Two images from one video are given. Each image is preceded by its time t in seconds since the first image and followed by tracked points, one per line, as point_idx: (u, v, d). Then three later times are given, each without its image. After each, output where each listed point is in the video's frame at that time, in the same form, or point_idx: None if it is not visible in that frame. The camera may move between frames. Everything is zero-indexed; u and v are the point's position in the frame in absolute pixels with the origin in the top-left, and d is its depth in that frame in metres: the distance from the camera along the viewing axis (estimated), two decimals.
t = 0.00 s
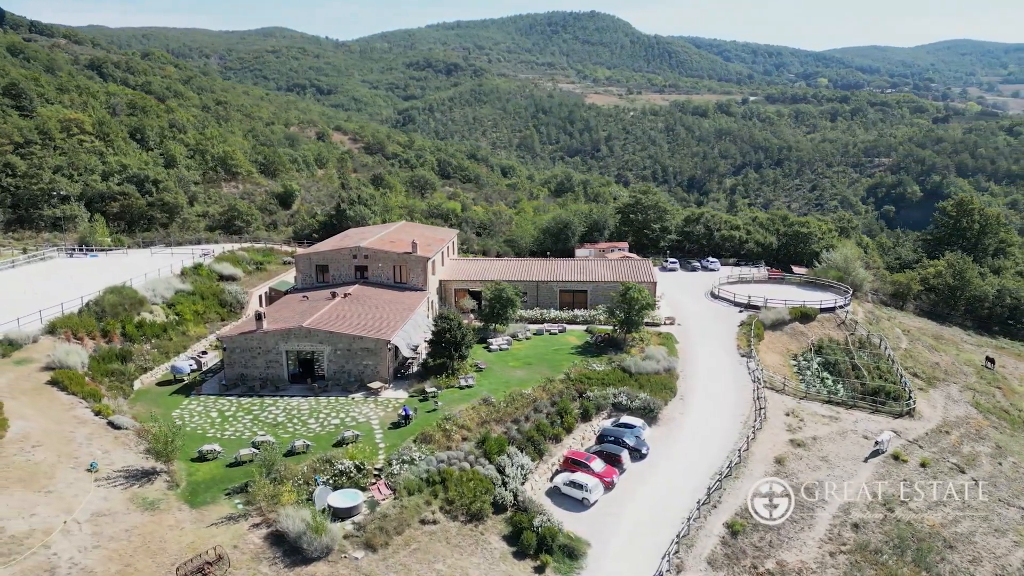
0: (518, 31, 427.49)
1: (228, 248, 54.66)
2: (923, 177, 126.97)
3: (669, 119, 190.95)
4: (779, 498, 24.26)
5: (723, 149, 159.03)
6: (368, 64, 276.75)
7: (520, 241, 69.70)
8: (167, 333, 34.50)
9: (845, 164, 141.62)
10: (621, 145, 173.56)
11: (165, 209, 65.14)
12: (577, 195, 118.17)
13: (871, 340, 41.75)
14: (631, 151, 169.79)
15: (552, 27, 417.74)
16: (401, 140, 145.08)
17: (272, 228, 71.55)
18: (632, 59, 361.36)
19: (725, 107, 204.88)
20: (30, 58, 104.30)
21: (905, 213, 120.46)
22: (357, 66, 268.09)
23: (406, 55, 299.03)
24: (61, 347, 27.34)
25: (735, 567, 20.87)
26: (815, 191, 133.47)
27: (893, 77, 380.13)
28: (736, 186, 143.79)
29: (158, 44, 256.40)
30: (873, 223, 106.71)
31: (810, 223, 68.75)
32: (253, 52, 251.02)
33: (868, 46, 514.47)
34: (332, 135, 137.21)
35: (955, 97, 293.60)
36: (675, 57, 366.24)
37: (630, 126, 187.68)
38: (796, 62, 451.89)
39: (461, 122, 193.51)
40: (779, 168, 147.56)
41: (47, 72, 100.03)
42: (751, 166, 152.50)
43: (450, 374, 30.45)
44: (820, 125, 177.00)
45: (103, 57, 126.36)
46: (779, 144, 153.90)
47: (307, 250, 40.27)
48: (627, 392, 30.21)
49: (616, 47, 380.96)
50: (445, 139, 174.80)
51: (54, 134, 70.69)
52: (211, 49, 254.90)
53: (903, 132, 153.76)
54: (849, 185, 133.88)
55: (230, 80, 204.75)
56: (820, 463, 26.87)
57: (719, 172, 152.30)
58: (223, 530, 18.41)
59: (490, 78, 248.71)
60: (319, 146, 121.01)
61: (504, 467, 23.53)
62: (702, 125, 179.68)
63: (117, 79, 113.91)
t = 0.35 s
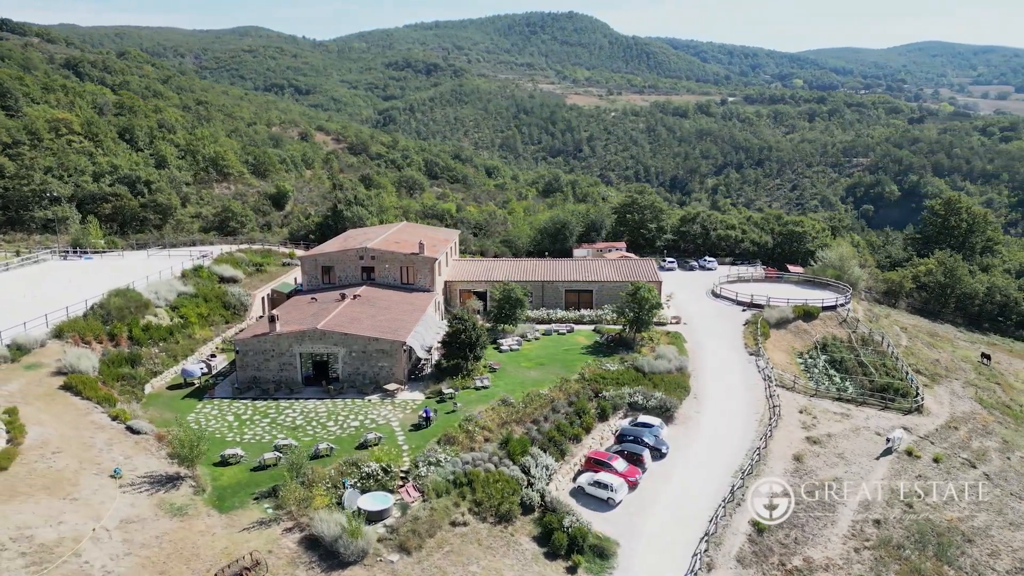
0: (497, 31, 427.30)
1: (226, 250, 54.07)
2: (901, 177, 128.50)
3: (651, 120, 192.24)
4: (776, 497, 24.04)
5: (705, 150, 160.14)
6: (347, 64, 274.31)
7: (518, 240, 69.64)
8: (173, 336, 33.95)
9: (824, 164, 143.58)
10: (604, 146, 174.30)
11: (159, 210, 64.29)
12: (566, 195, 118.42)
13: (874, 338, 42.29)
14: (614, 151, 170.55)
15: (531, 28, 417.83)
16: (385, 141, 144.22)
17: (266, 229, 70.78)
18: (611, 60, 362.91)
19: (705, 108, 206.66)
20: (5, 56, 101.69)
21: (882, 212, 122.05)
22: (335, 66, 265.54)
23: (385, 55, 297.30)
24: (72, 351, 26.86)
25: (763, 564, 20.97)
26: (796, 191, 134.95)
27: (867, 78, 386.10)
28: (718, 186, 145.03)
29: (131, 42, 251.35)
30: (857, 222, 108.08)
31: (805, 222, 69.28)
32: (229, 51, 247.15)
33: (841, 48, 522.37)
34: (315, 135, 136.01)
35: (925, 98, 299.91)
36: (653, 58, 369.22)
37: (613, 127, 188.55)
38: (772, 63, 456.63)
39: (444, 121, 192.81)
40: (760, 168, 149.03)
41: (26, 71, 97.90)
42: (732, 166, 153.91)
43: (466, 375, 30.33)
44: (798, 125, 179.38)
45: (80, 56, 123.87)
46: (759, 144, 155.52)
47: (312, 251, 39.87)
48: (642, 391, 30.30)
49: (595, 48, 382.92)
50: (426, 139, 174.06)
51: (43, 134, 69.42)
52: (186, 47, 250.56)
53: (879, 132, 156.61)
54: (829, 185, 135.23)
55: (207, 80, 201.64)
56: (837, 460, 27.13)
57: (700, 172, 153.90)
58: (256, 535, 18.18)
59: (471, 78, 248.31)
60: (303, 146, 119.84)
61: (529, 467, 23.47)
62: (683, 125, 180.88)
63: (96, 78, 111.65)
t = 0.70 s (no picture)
0: (475, 31, 426.34)
1: (225, 252, 53.51)
2: (879, 177, 130.14)
3: (633, 121, 193.28)
4: (776, 496, 23.85)
5: (687, 150, 161.11)
6: (325, 64, 271.78)
7: (515, 240, 69.52)
8: (180, 339, 33.46)
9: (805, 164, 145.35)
10: (586, 146, 175.06)
11: (153, 211, 63.38)
12: (554, 196, 118.65)
13: (876, 335, 42.81)
14: (597, 152, 171.49)
15: (510, 28, 417.62)
16: (369, 141, 143.32)
17: (261, 230, 70.03)
18: (590, 61, 364.37)
19: (685, 108, 208.28)
20: None
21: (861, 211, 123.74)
22: (313, 66, 262.83)
23: (363, 55, 295.03)
24: (84, 355, 26.42)
25: (791, 561, 21.12)
26: (778, 191, 136.42)
27: (841, 80, 392.17)
28: (700, 186, 146.18)
29: (104, 40, 246.29)
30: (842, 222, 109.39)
31: (799, 222, 69.80)
32: (205, 50, 243.14)
33: (816, 50, 529.49)
34: (299, 136, 134.77)
35: (896, 99, 305.85)
36: (631, 59, 371.61)
37: (596, 128, 189.11)
38: (747, 63, 461.03)
39: (427, 121, 192.02)
40: (741, 168, 150.39)
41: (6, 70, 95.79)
42: (714, 166, 155.25)
43: (481, 376, 30.27)
44: (777, 125, 181.59)
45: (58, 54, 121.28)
46: (740, 144, 156.92)
47: (317, 252, 39.47)
48: (657, 391, 30.38)
49: (574, 50, 384.12)
50: (407, 139, 173.12)
51: (31, 135, 68.13)
52: (160, 46, 246.01)
53: (856, 133, 159.06)
54: (809, 185, 136.60)
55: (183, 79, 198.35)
56: (853, 456, 27.41)
57: (683, 172, 155.40)
58: (290, 540, 17.96)
59: (451, 78, 247.70)
60: (286, 147, 118.56)
61: (554, 467, 23.46)
62: (665, 126, 181.89)
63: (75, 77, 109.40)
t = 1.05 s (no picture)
0: (453, 30, 424.69)
1: (223, 254, 52.92)
2: (857, 177, 132.14)
3: (615, 121, 194.10)
4: (777, 496, 23.68)
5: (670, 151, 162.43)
6: (304, 63, 269.33)
7: (511, 241, 69.52)
8: (188, 342, 32.97)
9: (785, 164, 147.04)
10: (569, 147, 175.81)
11: (146, 212, 62.44)
12: (543, 196, 118.89)
13: (877, 333, 43.39)
14: (579, 152, 172.48)
15: (489, 28, 416.96)
16: (353, 141, 142.37)
17: (255, 231, 69.26)
18: (569, 62, 365.75)
19: (666, 109, 209.87)
20: None
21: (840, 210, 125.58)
22: (292, 65, 260.05)
23: (341, 55, 292.39)
24: (96, 359, 25.97)
25: (818, 558, 21.30)
26: (759, 190, 138.00)
27: (816, 81, 398.21)
28: (683, 186, 147.35)
29: (76, 38, 241.01)
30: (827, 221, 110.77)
31: (793, 221, 70.59)
32: (181, 49, 239.00)
33: (791, 51, 536.13)
34: (281, 137, 133.52)
35: (868, 100, 311.30)
36: (609, 60, 373.78)
37: (580, 128, 189.54)
38: (724, 64, 465.29)
39: (410, 121, 191.04)
40: (723, 168, 151.96)
41: None
42: (696, 166, 156.81)
43: (497, 377, 30.21)
44: (757, 126, 183.72)
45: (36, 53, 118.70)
46: (721, 145, 158.78)
47: (323, 253, 39.07)
48: (672, 390, 30.49)
49: (553, 50, 384.90)
50: (390, 139, 172.28)
51: (18, 135, 66.85)
52: (134, 45, 241.17)
53: (834, 133, 161.51)
54: (790, 184, 138.35)
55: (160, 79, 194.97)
56: (868, 452, 27.71)
57: (665, 172, 157.43)
58: (324, 544, 17.77)
59: (431, 78, 246.85)
60: (270, 147, 117.32)
61: (578, 468, 23.45)
62: (647, 127, 183.18)
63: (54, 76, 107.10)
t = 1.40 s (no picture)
0: (431, 29, 422.22)
1: (223, 256, 52.37)
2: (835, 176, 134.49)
3: (597, 122, 194.80)
4: (777, 498, 23.61)
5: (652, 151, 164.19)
6: (282, 63, 266.39)
7: (509, 241, 69.53)
8: (197, 345, 32.50)
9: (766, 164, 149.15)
10: (552, 147, 176.23)
11: (140, 214, 61.22)
12: (532, 197, 119.06)
13: (879, 331, 43.99)
14: (562, 152, 172.98)
15: (467, 29, 415.96)
16: (337, 142, 141.32)
17: (250, 233, 68.48)
18: (548, 63, 366.93)
19: (647, 109, 211.39)
20: None
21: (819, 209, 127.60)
22: (270, 64, 257.13)
23: (318, 54, 288.93)
24: (111, 363, 25.55)
25: (844, 555, 21.52)
26: (740, 190, 139.84)
27: (791, 81, 403.72)
28: (665, 186, 148.47)
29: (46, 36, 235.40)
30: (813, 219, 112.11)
31: (787, 220, 71.39)
32: (157, 48, 234.83)
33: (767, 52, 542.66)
34: (263, 137, 132.01)
35: (840, 100, 316.89)
36: (587, 60, 375.34)
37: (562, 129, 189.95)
38: (702, 64, 469.39)
39: (392, 121, 189.72)
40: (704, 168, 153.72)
41: None
42: (678, 166, 158.48)
43: (512, 377, 30.13)
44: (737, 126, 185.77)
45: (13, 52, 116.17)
46: (701, 145, 160.85)
47: (330, 254, 38.73)
48: (687, 389, 30.60)
49: (532, 51, 385.22)
50: (372, 139, 171.29)
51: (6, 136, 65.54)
52: (108, 43, 236.41)
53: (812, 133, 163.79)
54: (771, 183, 140.21)
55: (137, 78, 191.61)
56: (883, 449, 28.02)
57: (647, 173, 158.74)
58: (361, 548, 17.59)
59: (412, 78, 245.79)
60: (254, 147, 116.02)
61: (603, 468, 23.46)
62: (628, 128, 184.81)
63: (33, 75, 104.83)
